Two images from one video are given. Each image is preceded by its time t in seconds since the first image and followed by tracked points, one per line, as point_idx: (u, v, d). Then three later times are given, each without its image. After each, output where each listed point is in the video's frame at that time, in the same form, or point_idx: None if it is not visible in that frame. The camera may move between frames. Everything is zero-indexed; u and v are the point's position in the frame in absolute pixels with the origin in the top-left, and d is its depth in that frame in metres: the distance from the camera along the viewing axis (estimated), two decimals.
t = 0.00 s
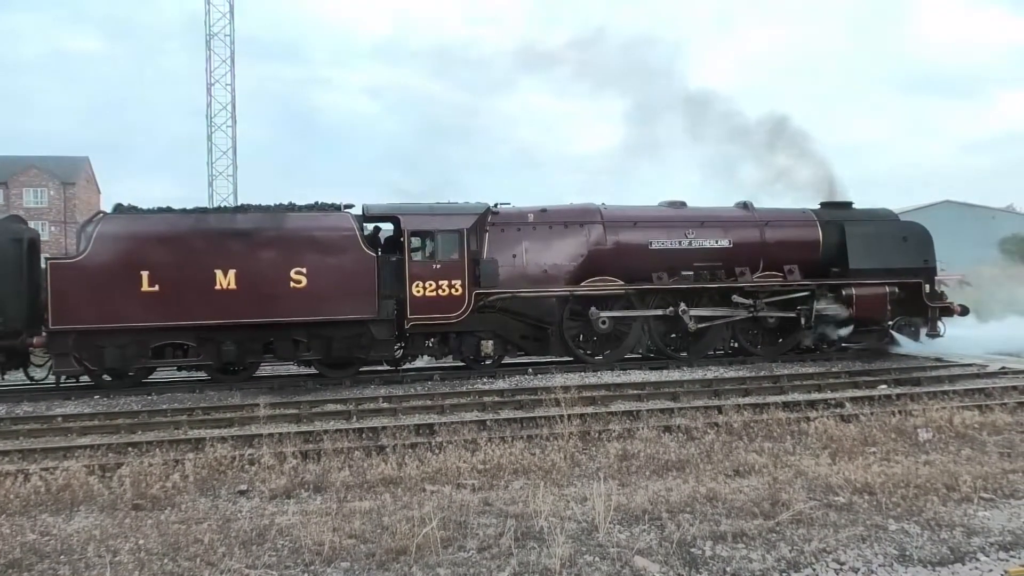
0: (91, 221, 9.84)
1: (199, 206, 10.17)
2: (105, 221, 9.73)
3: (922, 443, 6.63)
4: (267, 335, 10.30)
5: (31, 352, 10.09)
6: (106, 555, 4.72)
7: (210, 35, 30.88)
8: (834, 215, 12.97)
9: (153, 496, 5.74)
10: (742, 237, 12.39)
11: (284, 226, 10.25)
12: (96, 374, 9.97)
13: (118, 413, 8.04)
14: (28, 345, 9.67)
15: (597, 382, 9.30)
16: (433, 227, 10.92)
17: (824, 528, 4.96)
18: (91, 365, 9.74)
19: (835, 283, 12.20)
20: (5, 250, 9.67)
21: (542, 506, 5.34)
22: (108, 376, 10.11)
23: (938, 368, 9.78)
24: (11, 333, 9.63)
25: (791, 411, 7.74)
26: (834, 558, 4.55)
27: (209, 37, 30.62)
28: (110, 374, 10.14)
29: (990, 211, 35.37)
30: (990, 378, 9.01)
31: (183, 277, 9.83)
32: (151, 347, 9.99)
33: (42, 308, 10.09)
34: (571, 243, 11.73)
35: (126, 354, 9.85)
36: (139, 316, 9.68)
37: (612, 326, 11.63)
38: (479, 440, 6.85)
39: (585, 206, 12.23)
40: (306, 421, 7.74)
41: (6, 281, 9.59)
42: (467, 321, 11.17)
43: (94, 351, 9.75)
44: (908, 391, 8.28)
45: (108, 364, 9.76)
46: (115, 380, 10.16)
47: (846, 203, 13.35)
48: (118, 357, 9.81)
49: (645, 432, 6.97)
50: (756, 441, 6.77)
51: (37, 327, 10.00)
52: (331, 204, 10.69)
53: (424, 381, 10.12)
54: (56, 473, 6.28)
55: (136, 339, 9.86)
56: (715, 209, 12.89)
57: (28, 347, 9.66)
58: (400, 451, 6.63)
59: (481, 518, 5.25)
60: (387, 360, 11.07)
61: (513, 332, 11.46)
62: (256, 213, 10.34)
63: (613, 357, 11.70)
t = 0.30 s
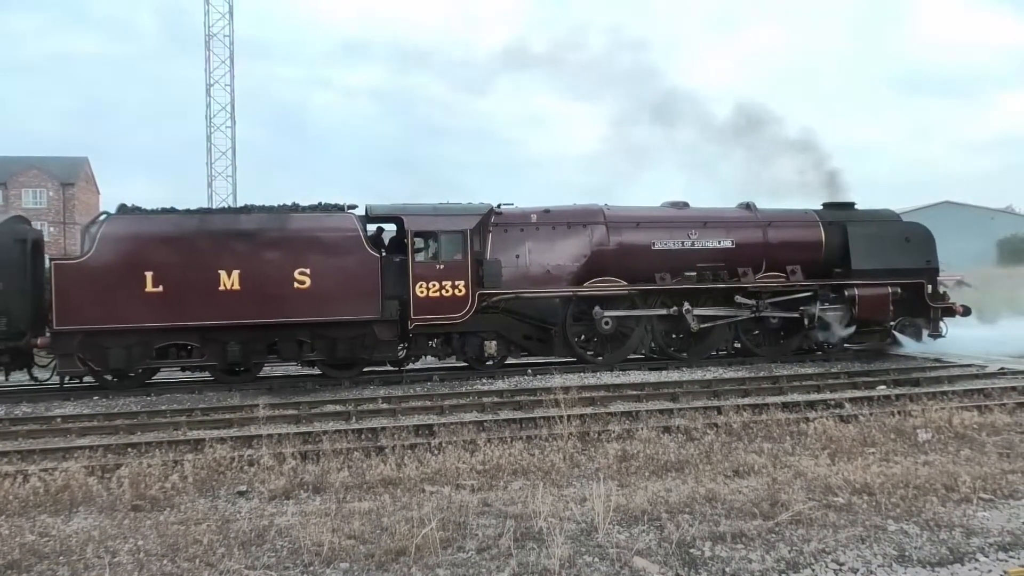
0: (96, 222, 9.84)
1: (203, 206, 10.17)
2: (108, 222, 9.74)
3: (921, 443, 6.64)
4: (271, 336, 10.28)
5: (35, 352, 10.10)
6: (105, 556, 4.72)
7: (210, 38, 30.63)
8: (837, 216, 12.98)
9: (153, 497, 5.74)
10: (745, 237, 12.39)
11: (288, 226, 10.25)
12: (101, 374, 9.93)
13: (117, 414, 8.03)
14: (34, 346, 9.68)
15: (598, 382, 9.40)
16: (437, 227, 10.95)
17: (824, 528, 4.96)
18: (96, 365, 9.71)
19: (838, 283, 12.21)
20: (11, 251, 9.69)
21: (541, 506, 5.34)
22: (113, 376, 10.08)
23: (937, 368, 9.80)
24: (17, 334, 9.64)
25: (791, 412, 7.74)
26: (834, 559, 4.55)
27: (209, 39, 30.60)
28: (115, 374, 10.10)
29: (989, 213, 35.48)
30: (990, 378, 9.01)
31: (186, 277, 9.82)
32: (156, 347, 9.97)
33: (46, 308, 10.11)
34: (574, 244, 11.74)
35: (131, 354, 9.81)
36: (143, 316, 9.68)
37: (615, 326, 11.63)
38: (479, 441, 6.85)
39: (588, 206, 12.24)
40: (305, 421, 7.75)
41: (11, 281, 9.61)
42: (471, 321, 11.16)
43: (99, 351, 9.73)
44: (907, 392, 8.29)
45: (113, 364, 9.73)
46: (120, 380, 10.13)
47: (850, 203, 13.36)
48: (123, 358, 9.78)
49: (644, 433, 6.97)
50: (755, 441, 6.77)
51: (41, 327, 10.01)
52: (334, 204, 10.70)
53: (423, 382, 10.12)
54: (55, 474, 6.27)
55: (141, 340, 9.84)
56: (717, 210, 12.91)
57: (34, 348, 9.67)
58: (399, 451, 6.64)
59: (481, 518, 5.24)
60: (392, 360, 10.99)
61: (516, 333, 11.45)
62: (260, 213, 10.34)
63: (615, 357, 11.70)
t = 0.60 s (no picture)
0: (99, 222, 9.84)
1: (206, 207, 10.16)
2: (111, 222, 9.72)
3: (920, 444, 6.64)
4: (274, 336, 10.29)
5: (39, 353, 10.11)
6: (102, 557, 4.71)
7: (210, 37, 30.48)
8: (839, 216, 12.99)
9: (150, 498, 5.73)
10: (747, 238, 12.40)
11: (291, 227, 10.24)
12: (104, 374, 9.95)
13: (115, 415, 8.01)
14: (38, 346, 9.69)
15: (596, 382, 9.44)
16: (440, 228, 10.95)
17: (822, 529, 4.96)
18: (99, 366, 9.73)
19: (840, 283, 12.22)
20: (15, 251, 9.72)
21: (539, 507, 5.33)
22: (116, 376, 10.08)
23: (935, 368, 9.82)
24: (20, 334, 9.65)
25: (789, 412, 7.74)
26: (832, 559, 4.54)
27: (208, 38, 30.54)
28: (119, 374, 10.11)
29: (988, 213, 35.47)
30: (988, 379, 9.01)
31: (190, 278, 9.82)
32: (159, 348, 9.97)
33: (50, 309, 10.13)
34: (576, 244, 11.74)
35: (134, 354, 9.81)
36: (146, 317, 9.67)
37: (617, 326, 11.63)
38: (477, 442, 6.84)
39: (591, 207, 12.25)
40: (303, 422, 7.74)
41: (16, 281, 9.65)
42: (473, 321, 11.15)
43: (103, 352, 9.74)
44: (905, 392, 8.29)
45: (117, 365, 9.73)
46: (123, 381, 10.14)
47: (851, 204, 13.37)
48: (127, 358, 9.77)
49: (643, 434, 6.97)
50: (754, 442, 6.76)
51: (44, 328, 10.01)
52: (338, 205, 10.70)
53: (421, 383, 10.11)
54: (52, 475, 6.26)
55: (144, 340, 9.84)
56: (720, 210, 12.92)
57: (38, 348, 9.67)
58: (397, 452, 6.63)
59: (479, 519, 5.24)
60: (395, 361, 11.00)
61: (518, 334, 11.42)
62: (263, 213, 10.33)
63: (617, 358, 11.68)
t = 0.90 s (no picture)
0: (100, 223, 9.80)
1: (207, 207, 10.13)
2: (112, 223, 9.69)
3: (916, 444, 6.64)
4: (275, 337, 10.28)
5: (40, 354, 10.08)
6: (98, 559, 4.70)
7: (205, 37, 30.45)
8: (839, 217, 13.00)
9: (147, 500, 5.71)
10: (748, 239, 12.40)
11: (293, 227, 10.22)
12: (106, 374, 9.93)
13: (111, 416, 7.99)
14: (39, 347, 9.66)
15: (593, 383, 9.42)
16: (441, 229, 10.93)
17: (819, 529, 4.97)
18: (101, 366, 9.72)
19: (841, 284, 12.23)
20: (16, 251, 9.69)
21: (536, 508, 5.32)
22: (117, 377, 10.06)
23: (932, 369, 9.84)
24: (22, 334, 9.62)
25: (786, 413, 7.73)
26: (829, 560, 4.54)
27: (204, 39, 30.48)
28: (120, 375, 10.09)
29: (983, 216, 35.55)
30: (985, 380, 9.03)
31: (191, 279, 9.80)
32: (161, 348, 9.95)
33: (51, 309, 10.10)
34: (577, 245, 11.73)
35: (136, 355, 9.79)
36: (148, 318, 9.65)
37: (618, 327, 11.63)
38: (474, 443, 6.83)
39: (592, 208, 12.24)
40: (300, 423, 7.72)
41: (16, 282, 9.63)
42: (474, 322, 11.14)
43: (105, 352, 9.72)
44: (902, 393, 8.30)
45: (118, 365, 9.70)
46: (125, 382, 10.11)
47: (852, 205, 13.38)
48: (128, 359, 9.75)
49: (640, 435, 6.96)
50: (751, 443, 6.76)
51: (45, 329, 9.99)
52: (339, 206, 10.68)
53: (418, 385, 10.08)
54: (48, 476, 6.24)
55: (146, 340, 9.82)
56: (721, 211, 12.92)
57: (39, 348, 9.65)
58: (394, 454, 6.61)
59: (476, 521, 5.23)
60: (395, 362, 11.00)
61: (520, 334, 11.41)
62: (264, 214, 10.31)
63: (617, 358, 11.67)
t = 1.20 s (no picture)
0: (101, 223, 9.77)
1: (207, 208, 10.10)
2: (113, 223, 9.65)
3: (912, 445, 6.65)
4: (276, 338, 10.29)
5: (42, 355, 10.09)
6: (93, 560, 4.69)
7: (201, 37, 30.45)
8: (839, 218, 13.02)
9: (142, 501, 5.70)
10: (748, 240, 12.41)
11: (294, 228, 10.20)
12: (107, 374, 9.92)
13: (107, 417, 7.97)
14: (40, 348, 9.66)
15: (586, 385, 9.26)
16: (442, 230, 10.93)
17: (815, 530, 4.97)
18: (102, 367, 9.71)
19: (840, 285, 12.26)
20: (17, 252, 9.64)
21: (533, 509, 5.32)
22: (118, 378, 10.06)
23: (928, 370, 9.87)
24: (24, 336, 9.62)
25: (782, 414, 7.74)
26: (825, 561, 4.55)
27: (200, 40, 30.45)
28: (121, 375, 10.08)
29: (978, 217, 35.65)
30: (981, 380, 9.05)
31: (192, 280, 9.78)
32: (162, 349, 9.95)
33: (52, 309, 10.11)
34: (578, 246, 11.72)
35: (137, 356, 9.78)
36: (148, 319, 9.63)
37: (619, 328, 11.65)
38: (470, 444, 6.82)
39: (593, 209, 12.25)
40: (296, 424, 7.70)
41: (17, 282, 9.61)
42: (475, 323, 11.15)
43: (106, 353, 9.71)
44: (897, 394, 8.31)
45: (120, 366, 9.70)
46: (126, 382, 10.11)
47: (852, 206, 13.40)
48: (130, 359, 9.75)
49: (636, 436, 6.96)
50: (747, 444, 6.76)
51: (47, 329, 9.98)
52: (340, 207, 10.66)
53: (415, 386, 10.07)
54: (43, 477, 6.22)
55: (147, 341, 9.80)
56: (721, 212, 12.93)
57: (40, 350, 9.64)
58: (391, 455, 6.60)
59: (473, 522, 5.23)
60: (396, 363, 11.02)
61: (520, 335, 11.42)
62: (265, 215, 10.28)
63: (617, 359, 11.66)
